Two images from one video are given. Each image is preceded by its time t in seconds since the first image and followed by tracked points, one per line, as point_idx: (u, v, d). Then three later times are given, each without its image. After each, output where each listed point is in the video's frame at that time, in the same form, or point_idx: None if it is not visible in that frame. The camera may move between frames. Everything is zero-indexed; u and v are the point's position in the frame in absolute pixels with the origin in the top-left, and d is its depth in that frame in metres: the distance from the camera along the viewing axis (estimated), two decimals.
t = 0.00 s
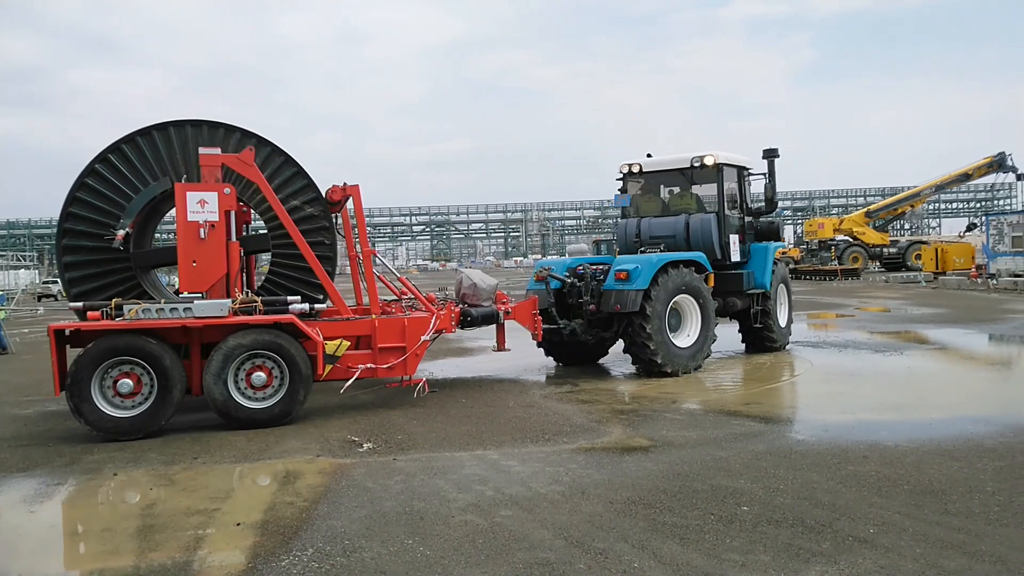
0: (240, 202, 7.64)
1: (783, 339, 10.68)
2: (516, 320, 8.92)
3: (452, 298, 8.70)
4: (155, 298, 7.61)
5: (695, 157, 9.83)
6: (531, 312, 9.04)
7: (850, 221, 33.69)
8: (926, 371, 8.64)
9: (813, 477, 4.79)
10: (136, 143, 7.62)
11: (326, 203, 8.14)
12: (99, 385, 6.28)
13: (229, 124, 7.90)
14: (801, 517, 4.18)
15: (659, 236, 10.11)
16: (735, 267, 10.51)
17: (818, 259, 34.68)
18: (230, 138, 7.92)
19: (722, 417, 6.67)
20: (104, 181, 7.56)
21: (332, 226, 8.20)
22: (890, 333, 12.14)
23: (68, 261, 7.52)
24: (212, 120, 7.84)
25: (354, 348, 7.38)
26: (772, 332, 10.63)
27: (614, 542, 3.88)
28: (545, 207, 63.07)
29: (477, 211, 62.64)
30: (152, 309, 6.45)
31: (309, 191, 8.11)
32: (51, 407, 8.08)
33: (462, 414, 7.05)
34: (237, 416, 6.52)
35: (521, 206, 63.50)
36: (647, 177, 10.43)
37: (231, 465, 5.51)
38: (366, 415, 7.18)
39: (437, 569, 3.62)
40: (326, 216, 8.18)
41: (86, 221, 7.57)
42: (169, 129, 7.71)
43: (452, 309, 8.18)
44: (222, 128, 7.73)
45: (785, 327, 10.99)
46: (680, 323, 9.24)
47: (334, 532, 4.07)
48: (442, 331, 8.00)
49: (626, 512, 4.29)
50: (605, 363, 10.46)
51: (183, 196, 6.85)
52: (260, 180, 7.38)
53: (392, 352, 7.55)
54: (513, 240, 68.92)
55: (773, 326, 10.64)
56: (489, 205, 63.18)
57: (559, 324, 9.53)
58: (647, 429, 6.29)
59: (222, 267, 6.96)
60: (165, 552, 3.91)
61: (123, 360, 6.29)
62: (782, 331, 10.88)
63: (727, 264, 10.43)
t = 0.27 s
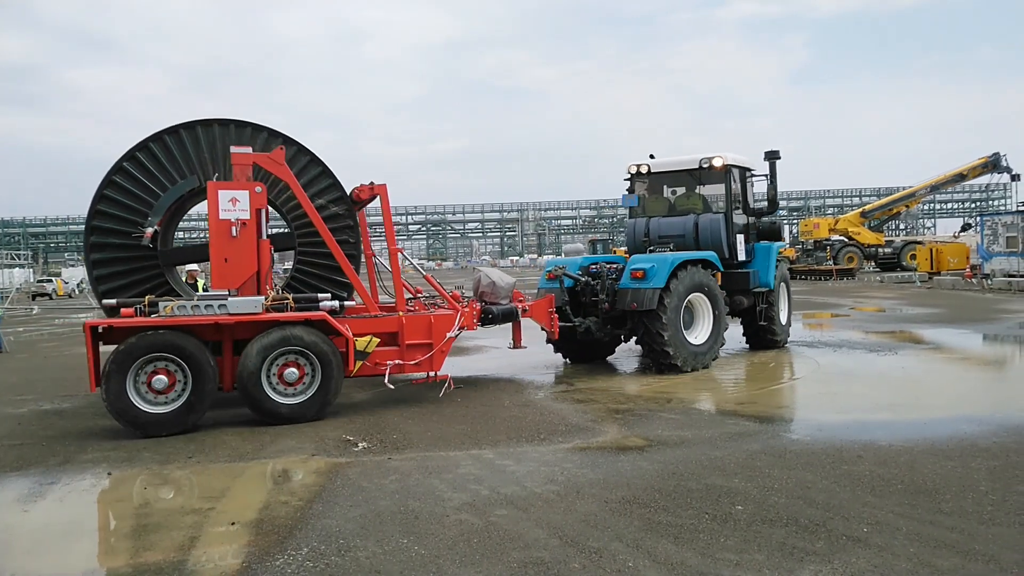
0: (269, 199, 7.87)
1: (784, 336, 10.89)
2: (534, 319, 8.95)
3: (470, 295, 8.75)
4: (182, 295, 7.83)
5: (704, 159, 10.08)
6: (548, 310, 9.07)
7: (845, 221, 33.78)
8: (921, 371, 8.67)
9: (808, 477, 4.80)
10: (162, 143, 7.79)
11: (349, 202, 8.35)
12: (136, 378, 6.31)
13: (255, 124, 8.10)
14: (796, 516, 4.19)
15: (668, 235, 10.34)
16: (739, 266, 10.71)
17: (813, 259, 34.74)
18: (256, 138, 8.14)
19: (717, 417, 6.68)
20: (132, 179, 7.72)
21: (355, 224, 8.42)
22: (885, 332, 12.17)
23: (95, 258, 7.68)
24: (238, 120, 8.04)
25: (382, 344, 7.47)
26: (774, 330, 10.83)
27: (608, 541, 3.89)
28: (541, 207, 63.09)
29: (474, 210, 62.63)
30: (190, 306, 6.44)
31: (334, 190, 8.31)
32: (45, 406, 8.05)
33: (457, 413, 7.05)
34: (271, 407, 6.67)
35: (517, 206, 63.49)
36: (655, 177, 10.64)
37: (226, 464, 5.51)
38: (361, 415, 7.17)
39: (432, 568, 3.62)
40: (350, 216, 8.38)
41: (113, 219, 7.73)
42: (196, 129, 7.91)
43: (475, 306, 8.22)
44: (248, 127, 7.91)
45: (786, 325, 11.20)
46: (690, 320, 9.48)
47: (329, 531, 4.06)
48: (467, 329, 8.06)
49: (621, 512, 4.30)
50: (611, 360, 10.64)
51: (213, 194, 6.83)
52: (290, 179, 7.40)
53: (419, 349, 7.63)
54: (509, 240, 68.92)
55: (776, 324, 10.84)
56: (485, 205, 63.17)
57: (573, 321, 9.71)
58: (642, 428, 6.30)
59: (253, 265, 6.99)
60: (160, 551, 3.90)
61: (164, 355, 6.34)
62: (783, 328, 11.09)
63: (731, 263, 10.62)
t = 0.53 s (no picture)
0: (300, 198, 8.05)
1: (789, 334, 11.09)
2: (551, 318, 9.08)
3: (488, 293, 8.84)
4: (210, 293, 8.02)
5: (714, 160, 10.23)
6: (564, 310, 9.21)
7: (845, 222, 33.81)
8: (920, 371, 8.67)
9: (808, 478, 4.81)
10: (190, 143, 7.95)
11: (373, 202, 8.53)
12: (171, 367, 6.39)
13: (280, 124, 8.26)
14: (795, 517, 4.19)
15: (678, 236, 10.43)
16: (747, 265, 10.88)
17: (813, 260, 34.73)
18: (281, 137, 8.30)
19: (717, 418, 6.68)
20: (160, 180, 7.87)
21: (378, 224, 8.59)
22: (886, 333, 12.17)
23: (123, 258, 7.84)
24: (263, 119, 8.21)
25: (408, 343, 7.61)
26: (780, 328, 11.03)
27: (608, 542, 3.89)
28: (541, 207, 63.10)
29: (474, 211, 62.65)
30: (224, 305, 6.59)
31: (358, 191, 8.49)
32: (44, 407, 8.04)
33: (457, 414, 7.05)
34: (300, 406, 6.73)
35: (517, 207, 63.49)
36: (664, 179, 10.75)
37: (227, 465, 5.51)
38: (361, 415, 7.17)
39: (431, 569, 3.62)
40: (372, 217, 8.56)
41: (142, 219, 7.87)
42: (224, 129, 8.08)
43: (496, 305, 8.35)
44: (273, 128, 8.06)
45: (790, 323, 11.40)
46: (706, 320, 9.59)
47: (328, 532, 4.06)
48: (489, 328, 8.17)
49: (621, 513, 4.30)
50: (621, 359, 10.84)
51: (246, 195, 6.86)
52: (319, 179, 7.50)
53: (444, 347, 7.75)
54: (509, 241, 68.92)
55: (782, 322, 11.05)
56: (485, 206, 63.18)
57: (587, 320, 9.91)
58: (642, 429, 6.30)
59: (283, 264, 7.07)
60: (159, 552, 3.91)
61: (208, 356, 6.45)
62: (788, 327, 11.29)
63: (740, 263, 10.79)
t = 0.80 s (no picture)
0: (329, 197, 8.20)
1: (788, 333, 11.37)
2: (567, 317, 9.23)
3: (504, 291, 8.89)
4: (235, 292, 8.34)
5: (721, 163, 10.36)
6: (580, 309, 9.34)
7: (841, 223, 33.87)
8: (916, 372, 8.69)
9: (804, 479, 4.81)
10: (218, 144, 8.26)
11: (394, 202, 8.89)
12: (213, 359, 6.50)
13: (303, 126, 8.63)
14: (792, 517, 4.20)
15: (685, 236, 10.63)
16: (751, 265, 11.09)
17: (809, 261, 34.75)
18: (305, 138, 8.67)
19: (714, 418, 6.69)
20: (189, 180, 8.15)
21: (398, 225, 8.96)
22: (882, 333, 12.21)
23: (153, 256, 8.11)
24: (288, 121, 8.56)
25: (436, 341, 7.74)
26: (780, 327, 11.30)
27: (605, 542, 3.89)
28: (537, 207, 63.09)
29: (470, 210, 62.67)
30: (259, 303, 6.75)
31: (380, 192, 8.88)
32: (39, 407, 8.02)
33: (454, 414, 7.05)
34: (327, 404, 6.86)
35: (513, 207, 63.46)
36: (669, 180, 10.90)
37: (223, 465, 5.50)
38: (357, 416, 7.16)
39: (428, 569, 3.61)
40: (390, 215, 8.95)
41: (170, 218, 8.16)
42: (250, 130, 8.40)
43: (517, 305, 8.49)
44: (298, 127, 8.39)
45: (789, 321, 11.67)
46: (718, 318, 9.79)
47: (324, 533, 4.05)
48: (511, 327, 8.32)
49: (617, 513, 4.30)
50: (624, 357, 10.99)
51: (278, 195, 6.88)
52: (348, 179, 7.56)
53: (469, 346, 7.89)
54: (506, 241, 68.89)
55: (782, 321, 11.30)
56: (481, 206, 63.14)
57: (599, 320, 10.10)
58: (639, 429, 6.31)
59: (314, 263, 7.06)
60: (154, 553, 3.90)
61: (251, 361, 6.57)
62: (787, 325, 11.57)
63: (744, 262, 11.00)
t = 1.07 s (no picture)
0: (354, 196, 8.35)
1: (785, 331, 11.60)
2: (577, 315, 9.46)
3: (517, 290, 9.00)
4: (258, 291, 8.35)
5: (724, 164, 10.53)
6: (590, 308, 9.58)
7: (836, 224, 33.95)
8: (910, 372, 8.71)
9: (799, 479, 4.82)
10: (240, 142, 8.27)
11: (413, 202, 9.04)
12: (257, 348, 6.56)
13: (324, 126, 8.72)
14: (787, 517, 4.21)
15: (688, 237, 10.79)
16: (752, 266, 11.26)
17: (804, 261, 34.82)
18: (326, 138, 8.76)
19: (709, 418, 6.70)
20: (212, 179, 8.14)
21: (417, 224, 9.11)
22: (877, 334, 12.26)
23: (176, 255, 8.06)
24: (309, 121, 8.63)
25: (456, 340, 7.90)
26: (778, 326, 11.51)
27: (601, 543, 3.89)
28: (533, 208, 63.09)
29: (465, 210, 62.64)
30: (288, 302, 6.79)
31: (400, 192, 9.01)
32: (33, 407, 7.99)
33: (449, 415, 7.05)
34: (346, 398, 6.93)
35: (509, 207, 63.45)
36: (672, 182, 11.06)
37: (218, 466, 5.49)
38: (352, 416, 7.15)
39: (423, 570, 3.61)
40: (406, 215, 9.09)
41: (193, 217, 8.13)
42: (273, 130, 8.44)
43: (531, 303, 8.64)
44: (320, 128, 8.50)
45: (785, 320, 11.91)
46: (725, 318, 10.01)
47: (319, 534, 4.05)
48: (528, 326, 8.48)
49: (613, 514, 4.30)
50: (623, 357, 11.04)
51: (304, 194, 6.99)
52: (371, 180, 7.71)
53: (488, 343, 8.06)
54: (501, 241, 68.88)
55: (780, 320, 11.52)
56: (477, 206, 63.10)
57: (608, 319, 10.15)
58: (634, 430, 6.31)
59: (338, 262, 7.13)
60: (148, 554, 3.89)
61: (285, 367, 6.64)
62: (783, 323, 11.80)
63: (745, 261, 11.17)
